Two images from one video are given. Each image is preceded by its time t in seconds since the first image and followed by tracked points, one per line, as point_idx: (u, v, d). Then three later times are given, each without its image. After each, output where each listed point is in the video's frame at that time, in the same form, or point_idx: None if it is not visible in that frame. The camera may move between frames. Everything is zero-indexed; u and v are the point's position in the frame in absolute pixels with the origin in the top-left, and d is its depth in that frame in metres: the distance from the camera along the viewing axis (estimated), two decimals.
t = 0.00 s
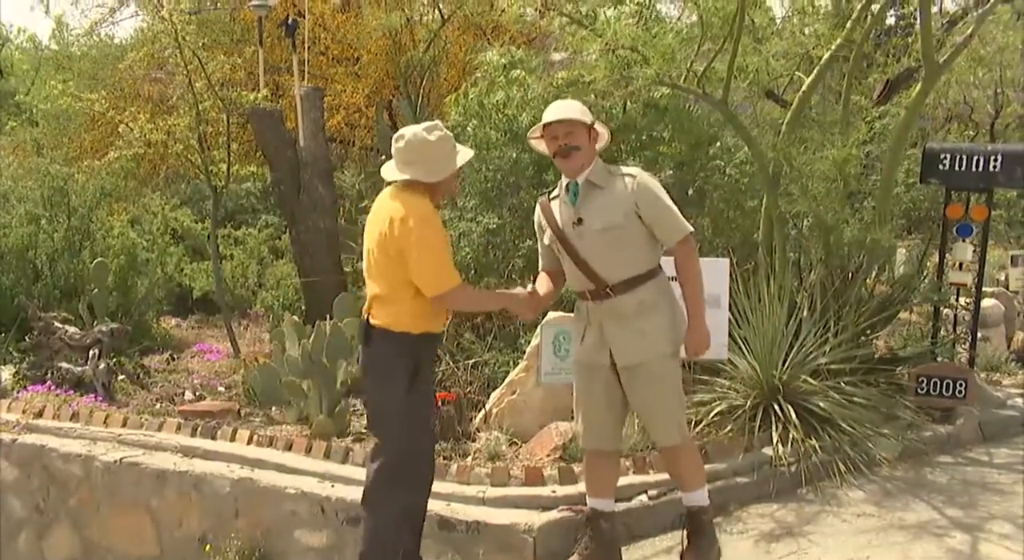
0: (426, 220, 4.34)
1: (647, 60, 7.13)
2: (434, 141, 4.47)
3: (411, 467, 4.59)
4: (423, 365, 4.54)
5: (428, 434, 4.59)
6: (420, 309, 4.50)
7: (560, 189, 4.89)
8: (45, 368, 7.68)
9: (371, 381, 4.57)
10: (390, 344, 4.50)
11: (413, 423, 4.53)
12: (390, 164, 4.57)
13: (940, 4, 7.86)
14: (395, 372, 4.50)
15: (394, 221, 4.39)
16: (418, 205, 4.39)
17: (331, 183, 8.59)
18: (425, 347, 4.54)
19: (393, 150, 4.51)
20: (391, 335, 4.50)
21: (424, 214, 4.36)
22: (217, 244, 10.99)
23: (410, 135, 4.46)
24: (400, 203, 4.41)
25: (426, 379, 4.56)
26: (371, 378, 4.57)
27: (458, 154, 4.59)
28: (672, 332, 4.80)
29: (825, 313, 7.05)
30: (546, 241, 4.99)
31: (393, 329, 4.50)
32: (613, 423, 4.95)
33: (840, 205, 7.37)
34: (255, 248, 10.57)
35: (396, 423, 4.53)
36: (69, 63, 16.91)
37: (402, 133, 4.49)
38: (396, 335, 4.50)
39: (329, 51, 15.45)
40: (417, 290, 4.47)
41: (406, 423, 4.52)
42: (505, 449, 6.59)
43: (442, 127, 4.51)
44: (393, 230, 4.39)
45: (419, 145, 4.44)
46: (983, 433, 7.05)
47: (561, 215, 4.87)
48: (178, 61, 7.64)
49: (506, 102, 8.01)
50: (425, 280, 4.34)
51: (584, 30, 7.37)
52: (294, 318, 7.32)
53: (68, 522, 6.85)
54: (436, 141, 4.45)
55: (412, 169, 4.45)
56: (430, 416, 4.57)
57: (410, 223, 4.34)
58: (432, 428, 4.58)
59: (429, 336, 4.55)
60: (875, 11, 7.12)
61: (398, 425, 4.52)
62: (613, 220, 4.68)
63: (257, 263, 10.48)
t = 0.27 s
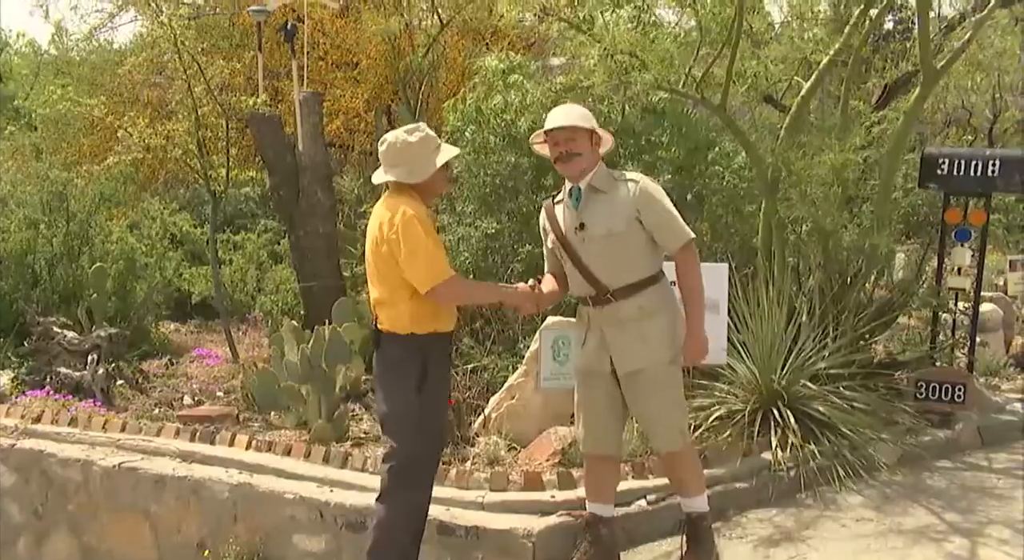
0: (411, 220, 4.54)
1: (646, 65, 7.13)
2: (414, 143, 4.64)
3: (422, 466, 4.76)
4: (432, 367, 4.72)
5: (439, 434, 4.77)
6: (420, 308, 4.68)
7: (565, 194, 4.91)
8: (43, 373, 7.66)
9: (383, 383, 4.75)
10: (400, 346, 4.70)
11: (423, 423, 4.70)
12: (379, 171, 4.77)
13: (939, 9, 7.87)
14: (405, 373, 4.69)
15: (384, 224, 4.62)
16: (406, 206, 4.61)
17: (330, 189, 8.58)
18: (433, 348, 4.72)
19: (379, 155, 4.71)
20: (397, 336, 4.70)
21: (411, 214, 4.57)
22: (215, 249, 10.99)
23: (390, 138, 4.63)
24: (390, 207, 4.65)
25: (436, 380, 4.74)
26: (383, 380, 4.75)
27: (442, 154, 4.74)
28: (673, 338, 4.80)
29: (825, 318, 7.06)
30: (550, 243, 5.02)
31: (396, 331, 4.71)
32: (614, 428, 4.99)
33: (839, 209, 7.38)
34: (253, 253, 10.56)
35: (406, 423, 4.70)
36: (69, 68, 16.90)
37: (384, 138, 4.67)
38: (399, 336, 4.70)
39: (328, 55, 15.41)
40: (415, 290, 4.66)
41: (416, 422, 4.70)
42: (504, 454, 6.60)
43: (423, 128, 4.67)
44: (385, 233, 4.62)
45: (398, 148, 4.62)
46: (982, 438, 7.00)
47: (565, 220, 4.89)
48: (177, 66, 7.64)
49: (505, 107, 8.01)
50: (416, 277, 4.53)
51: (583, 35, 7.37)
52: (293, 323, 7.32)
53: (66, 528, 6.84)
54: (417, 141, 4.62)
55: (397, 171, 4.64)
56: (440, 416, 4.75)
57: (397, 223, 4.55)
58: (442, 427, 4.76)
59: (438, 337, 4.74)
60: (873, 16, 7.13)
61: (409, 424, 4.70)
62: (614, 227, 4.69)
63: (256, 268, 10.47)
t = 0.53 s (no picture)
0: (402, 222, 4.59)
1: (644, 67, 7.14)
2: (407, 146, 4.70)
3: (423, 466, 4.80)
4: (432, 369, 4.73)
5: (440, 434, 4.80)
6: (413, 312, 4.70)
7: (580, 192, 5.06)
8: (41, 375, 7.65)
9: (384, 385, 4.80)
10: (399, 348, 4.73)
11: (423, 424, 4.74)
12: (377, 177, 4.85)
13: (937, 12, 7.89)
14: (404, 375, 4.72)
15: (377, 228, 4.68)
16: (398, 209, 4.66)
17: (329, 190, 8.53)
18: (432, 349, 4.74)
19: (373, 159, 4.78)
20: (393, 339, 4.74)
21: (401, 218, 4.61)
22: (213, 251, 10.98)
23: (383, 142, 4.71)
24: (383, 211, 4.71)
25: (437, 381, 4.76)
26: (384, 382, 4.80)
27: (436, 157, 4.80)
28: (671, 344, 4.89)
29: (823, 320, 7.10)
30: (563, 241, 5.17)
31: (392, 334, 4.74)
32: (614, 428, 5.11)
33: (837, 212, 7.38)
34: (251, 255, 10.55)
35: (406, 424, 4.74)
36: (66, 70, 16.88)
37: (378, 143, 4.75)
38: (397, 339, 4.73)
39: (326, 56, 15.32)
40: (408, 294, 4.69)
41: (416, 424, 4.74)
42: (503, 457, 6.60)
43: (416, 133, 4.74)
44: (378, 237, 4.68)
45: (391, 151, 4.69)
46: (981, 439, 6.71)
47: (576, 218, 5.04)
48: (176, 68, 7.64)
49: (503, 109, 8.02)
50: (407, 280, 4.57)
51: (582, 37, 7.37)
52: (291, 325, 7.30)
53: (64, 530, 6.84)
54: (408, 145, 4.68)
55: (390, 175, 4.71)
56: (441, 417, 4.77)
57: (388, 226, 4.61)
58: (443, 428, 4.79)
59: (436, 338, 4.75)
60: (870, 19, 7.14)
61: (409, 426, 4.74)
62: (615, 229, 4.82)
63: (254, 270, 10.46)
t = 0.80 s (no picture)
0: (397, 223, 4.50)
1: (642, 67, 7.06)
2: (399, 146, 4.61)
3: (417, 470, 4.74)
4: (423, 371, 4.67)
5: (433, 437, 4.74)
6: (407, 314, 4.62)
7: (591, 191, 5.06)
8: (32, 378, 7.55)
9: (375, 390, 4.73)
10: (390, 351, 4.66)
11: (416, 427, 4.68)
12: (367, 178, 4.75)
13: (937, 10, 7.82)
14: (396, 378, 4.66)
15: (370, 229, 4.58)
16: (391, 210, 4.56)
17: (324, 191, 8.44)
18: (426, 352, 4.69)
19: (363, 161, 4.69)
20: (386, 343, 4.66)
21: (396, 219, 4.52)
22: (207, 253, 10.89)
23: (374, 143, 4.62)
24: (375, 213, 4.61)
25: (429, 383, 4.70)
26: (375, 387, 4.74)
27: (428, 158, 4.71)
28: (668, 348, 4.88)
29: (823, 323, 7.02)
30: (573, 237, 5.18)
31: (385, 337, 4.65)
32: (612, 431, 5.10)
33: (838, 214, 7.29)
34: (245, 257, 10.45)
35: (399, 429, 4.68)
36: (58, 69, 16.76)
37: (369, 143, 4.66)
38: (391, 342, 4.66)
39: (319, 57, 15.36)
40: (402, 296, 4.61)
41: (409, 428, 4.68)
42: (499, 461, 6.53)
43: (407, 133, 4.65)
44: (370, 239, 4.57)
45: (383, 153, 4.60)
46: (982, 443, 6.95)
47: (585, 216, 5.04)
48: (168, 67, 7.54)
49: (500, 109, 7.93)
50: (404, 282, 4.49)
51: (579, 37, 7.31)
52: (285, 327, 7.21)
53: (54, 535, 6.74)
54: (400, 145, 4.60)
55: (382, 176, 4.62)
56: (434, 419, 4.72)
57: (382, 228, 4.51)
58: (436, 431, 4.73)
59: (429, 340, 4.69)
60: (870, 18, 7.07)
61: (402, 430, 4.68)
62: (614, 229, 4.80)
63: (248, 272, 10.37)
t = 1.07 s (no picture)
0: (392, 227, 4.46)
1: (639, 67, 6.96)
2: (387, 149, 4.57)
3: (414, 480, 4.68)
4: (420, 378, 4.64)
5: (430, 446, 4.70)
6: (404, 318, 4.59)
7: (591, 192, 4.95)
8: (19, 383, 7.43)
9: (371, 400, 4.69)
10: (387, 359, 4.63)
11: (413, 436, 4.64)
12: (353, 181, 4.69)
13: (939, 9, 7.74)
14: (393, 386, 4.62)
15: (361, 234, 4.52)
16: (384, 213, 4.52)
17: (317, 192, 8.34)
18: (422, 359, 4.65)
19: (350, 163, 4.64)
20: (383, 350, 4.62)
21: (386, 223, 4.48)
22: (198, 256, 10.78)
23: (362, 146, 4.57)
24: (365, 217, 4.55)
25: (426, 392, 4.67)
26: (371, 397, 4.69)
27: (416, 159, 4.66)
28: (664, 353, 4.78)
29: (823, 326, 6.92)
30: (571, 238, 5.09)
31: (382, 345, 4.61)
32: (607, 437, 5.00)
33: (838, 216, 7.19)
34: (237, 259, 10.34)
35: (396, 437, 4.63)
36: (48, 69, 16.61)
37: (356, 146, 4.60)
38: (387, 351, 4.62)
39: (313, 56, 15.26)
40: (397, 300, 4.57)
41: (406, 436, 4.63)
42: (495, 466, 6.43)
43: (395, 134, 4.60)
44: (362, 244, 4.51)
45: (371, 155, 4.55)
46: (986, 449, 6.72)
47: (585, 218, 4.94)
48: (158, 68, 7.43)
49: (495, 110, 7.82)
50: (403, 285, 4.46)
51: (575, 37, 7.21)
52: (278, 331, 7.12)
53: (42, 543, 6.63)
54: (389, 147, 4.55)
55: (371, 179, 4.57)
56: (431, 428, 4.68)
57: (376, 232, 4.46)
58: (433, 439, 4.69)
59: (425, 347, 4.66)
60: (871, 17, 6.98)
61: (399, 438, 4.63)
62: (613, 233, 4.70)
63: (241, 275, 10.25)
